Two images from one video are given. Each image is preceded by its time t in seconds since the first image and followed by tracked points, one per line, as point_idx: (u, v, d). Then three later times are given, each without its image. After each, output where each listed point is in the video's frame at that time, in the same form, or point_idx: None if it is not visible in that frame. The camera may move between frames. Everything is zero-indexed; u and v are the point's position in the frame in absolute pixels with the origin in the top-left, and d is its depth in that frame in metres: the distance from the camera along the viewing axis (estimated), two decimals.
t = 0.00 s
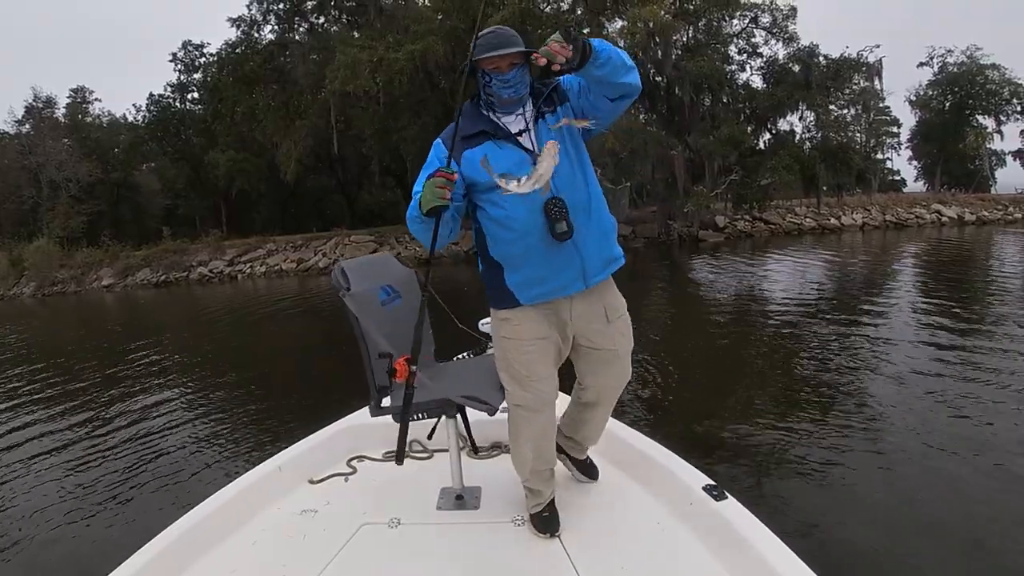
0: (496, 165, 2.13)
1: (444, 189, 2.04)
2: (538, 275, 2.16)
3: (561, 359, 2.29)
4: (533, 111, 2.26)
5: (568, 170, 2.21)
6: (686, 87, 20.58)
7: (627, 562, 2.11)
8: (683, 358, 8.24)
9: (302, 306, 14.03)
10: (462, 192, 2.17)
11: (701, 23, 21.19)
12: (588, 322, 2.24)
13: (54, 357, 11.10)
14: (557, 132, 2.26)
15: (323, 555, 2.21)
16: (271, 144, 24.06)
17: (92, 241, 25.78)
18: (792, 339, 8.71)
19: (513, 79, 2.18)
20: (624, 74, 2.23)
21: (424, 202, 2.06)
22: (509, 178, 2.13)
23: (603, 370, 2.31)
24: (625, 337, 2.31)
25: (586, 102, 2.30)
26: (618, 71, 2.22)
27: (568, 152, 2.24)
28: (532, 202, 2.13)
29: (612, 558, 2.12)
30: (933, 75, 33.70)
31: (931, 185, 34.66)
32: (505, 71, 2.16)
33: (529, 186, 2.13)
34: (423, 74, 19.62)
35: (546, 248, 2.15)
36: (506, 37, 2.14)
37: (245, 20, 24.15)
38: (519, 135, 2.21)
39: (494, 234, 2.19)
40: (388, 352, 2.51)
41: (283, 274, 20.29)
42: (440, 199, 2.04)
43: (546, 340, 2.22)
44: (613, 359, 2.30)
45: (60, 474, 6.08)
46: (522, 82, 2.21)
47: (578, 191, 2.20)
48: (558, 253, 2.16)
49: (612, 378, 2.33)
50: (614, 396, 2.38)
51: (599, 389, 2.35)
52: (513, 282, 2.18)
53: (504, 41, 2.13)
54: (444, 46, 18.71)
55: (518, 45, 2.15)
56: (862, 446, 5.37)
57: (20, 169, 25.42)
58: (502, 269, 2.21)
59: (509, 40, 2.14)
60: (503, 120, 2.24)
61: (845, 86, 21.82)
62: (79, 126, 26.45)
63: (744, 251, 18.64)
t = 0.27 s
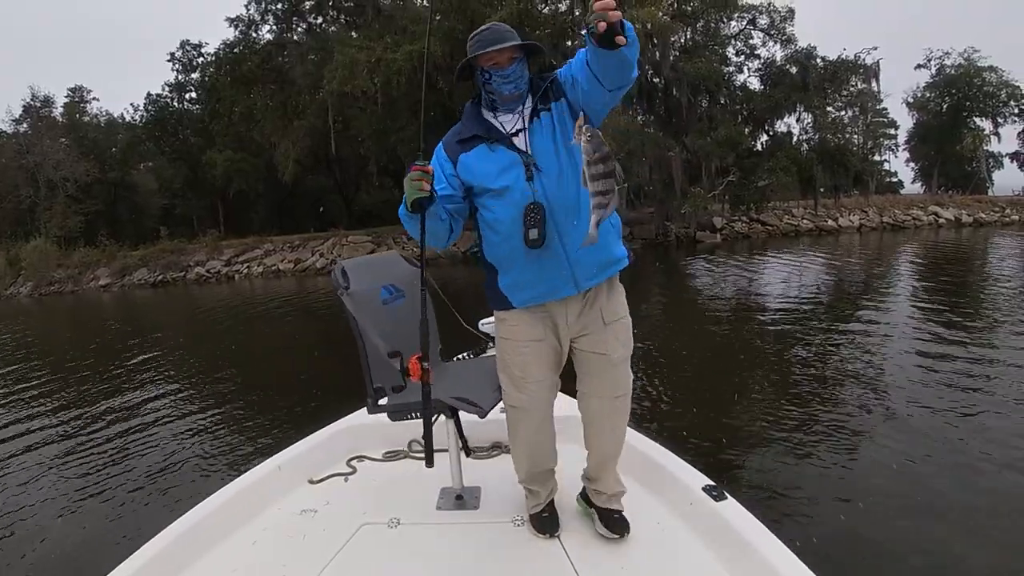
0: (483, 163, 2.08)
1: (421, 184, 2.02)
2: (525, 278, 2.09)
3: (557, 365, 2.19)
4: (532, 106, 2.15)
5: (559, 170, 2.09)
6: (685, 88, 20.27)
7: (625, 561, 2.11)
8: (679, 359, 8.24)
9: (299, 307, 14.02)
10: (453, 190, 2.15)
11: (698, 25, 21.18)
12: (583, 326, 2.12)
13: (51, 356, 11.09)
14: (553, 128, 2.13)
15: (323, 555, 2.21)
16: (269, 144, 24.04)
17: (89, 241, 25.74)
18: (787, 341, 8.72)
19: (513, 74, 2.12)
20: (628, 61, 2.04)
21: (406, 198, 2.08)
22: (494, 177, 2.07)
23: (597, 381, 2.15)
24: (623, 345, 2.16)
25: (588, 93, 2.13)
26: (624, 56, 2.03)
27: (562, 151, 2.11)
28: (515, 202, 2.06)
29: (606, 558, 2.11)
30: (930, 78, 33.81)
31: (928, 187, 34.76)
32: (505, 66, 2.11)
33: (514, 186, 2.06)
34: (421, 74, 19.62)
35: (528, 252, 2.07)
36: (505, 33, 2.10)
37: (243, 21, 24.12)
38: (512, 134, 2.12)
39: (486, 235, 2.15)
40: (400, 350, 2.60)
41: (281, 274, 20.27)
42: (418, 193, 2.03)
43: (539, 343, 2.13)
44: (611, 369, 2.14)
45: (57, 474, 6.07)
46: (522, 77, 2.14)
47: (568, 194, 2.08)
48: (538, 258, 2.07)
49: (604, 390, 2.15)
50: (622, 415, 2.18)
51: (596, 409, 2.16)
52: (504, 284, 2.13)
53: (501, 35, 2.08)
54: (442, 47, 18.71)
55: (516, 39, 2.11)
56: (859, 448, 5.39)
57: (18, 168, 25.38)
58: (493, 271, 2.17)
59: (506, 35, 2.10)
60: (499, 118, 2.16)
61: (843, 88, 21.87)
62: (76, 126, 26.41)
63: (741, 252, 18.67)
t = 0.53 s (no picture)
0: (491, 161, 2.09)
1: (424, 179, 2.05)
2: (524, 281, 2.07)
3: (558, 371, 2.15)
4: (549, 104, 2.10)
5: (565, 170, 2.02)
6: (681, 88, 19.77)
7: (624, 562, 2.10)
8: (677, 360, 8.23)
9: (296, 307, 13.99)
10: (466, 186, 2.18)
11: (696, 26, 21.09)
12: (585, 336, 2.07)
13: (48, 357, 11.06)
14: (567, 126, 2.05)
15: (322, 554, 2.21)
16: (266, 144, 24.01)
17: (86, 241, 25.69)
18: (786, 342, 8.74)
19: (533, 70, 2.11)
20: (649, 52, 1.90)
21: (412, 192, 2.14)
22: (499, 176, 2.07)
23: (599, 395, 2.08)
24: (626, 361, 2.08)
25: (607, 88, 2.01)
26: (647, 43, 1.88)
27: (573, 150, 2.03)
28: (517, 201, 2.05)
29: (602, 559, 2.11)
30: (928, 79, 33.87)
31: (925, 187, 34.87)
32: (525, 61, 2.09)
33: (518, 185, 2.05)
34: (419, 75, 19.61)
35: (527, 253, 2.06)
36: (525, 29, 2.09)
37: (240, 20, 24.06)
38: (525, 132, 2.10)
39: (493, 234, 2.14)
40: (417, 345, 2.66)
41: (278, 274, 20.25)
42: (423, 188, 2.08)
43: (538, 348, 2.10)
44: (613, 383, 2.07)
45: (54, 474, 6.06)
46: (543, 73, 2.13)
47: (571, 196, 2.01)
48: (535, 260, 2.04)
49: (602, 405, 2.09)
50: (625, 431, 2.11)
51: (598, 423, 2.10)
52: (506, 285, 2.13)
53: (519, 32, 2.08)
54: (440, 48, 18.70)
55: (537, 35, 2.09)
56: (857, 449, 5.39)
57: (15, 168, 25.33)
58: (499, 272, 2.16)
59: (526, 31, 2.09)
60: (517, 116, 2.15)
61: (840, 88, 21.91)
62: (74, 126, 26.36)
63: (739, 253, 18.69)
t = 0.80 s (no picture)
0: (508, 160, 2.09)
1: (437, 170, 2.03)
2: (533, 283, 2.05)
3: (565, 376, 2.13)
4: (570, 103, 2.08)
5: (581, 171, 1.99)
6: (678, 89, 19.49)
7: (622, 562, 2.10)
8: (675, 360, 8.23)
9: (293, 308, 13.96)
10: (483, 184, 2.19)
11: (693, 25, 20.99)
12: (593, 339, 2.05)
13: (46, 359, 11.05)
14: (587, 126, 2.04)
15: (318, 553, 2.21)
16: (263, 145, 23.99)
17: (84, 243, 25.66)
18: (784, 341, 8.74)
19: (555, 70, 2.10)
20: (676, 53, 1.86)
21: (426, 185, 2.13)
22: (515, 174, 2.06)
23: (606, 400, 2.07)
24: (635, 366, 2.05)
25: (634, 89, 2.00)
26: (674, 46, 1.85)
27: (592, 152, 2.01)
28: (530, 201, 2.03)
29: (599, 560, 2.10)
30: (925, 78, 33.95)
31: (923, 186, 34.91)
32: (547, 60, 2.08)
33: (533, 183, 2.03)
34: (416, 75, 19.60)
35: (538, 255, 2.04)
36: (549, 27, 2.08)
37: (237, 21, 24.02)
38: (543, 131, 2.09)
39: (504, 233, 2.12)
40: (419, 337, 2.66)
41: (276, 275, 20.23)
42: (435, 177, 2.04)
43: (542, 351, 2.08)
44: (620, 388, 2.05)
45: (52, 476, 6.05)
46: (565, 72, 2.12)
47: (586, 198, 1.98)
48: (547, 262, 2.02)
49: (610, 411, 2.08)
50: (630, 436, 2.09)
51: (608, 427, 2.08)
52: (516, 286, 2.11)
53: (542, 29, 2.06)
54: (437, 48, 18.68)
55: (560, 34, 2.08)
56: (855, 448, 5.38)
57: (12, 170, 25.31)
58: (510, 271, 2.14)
59: (549, 29, 2.07)
60: (538, 115, 2.15)
61: (837, 88, 21.93)
62: (71, 127, 26.33)
63: (736, 252, 18.70)
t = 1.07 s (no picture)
0: (510, 157, 2.09)
1: (438, 163, 2.05)
2: (529, 283, 2.06)
3: (563, 377, 2.12)
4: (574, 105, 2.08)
5: (580, 173, 1.99)
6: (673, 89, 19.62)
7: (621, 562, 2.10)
8: (673, 358, 8.23)
9: (291, 310, 13.95)
10: (486, 181, 2.20)
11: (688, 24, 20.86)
12: (589, 342, 2.04)
13: (44, 363, 11.03)
14: (589, 128, 2.03)
15: (318, 552, 2.21)
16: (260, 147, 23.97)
17: (81, 247, 25.63)
18: (783, 339, 8.74)
19: (561, 69, 2.08)
20: (677, 58, 1.87)
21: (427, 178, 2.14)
22: (515, 172, 2.07)
23: (603, 402, 2.07)
24: (633, 369, 2.04)
25: (639, 94, 1.99)
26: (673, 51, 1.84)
27: (592, 155, 2.00)
28: (529, 200, 2.03)
29: (598, 560, 2.11)
30: (920, 74, 34.02)
31: (920, 182, 35.00)
32: (553, 60, 2.07)
33: (532, 182, 2.03)
34: (412, 76, 19.61)
35: (535, 255, 2.04)
36: (557, 27, 2.06)
37: (232, 24, 23.99)
38: (546, 130, 2.09)
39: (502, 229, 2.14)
40: (417, 332, 2.67)
41: (273, 278, 20.21)
42: (436, 170, 2.05)
43: (538, 353, 2.07)
44: (617, 391, 2.04)
45: (51, 479, 6.06)
46: (572, 72, 2.10)
47: (583, 201, 1.98)
48: (542, 262, 2.02)
49: (608, 413, 2.07)
50: (628, 438, 2.09)
51: (605, 429, 2.08)
52: (513, 285, 2.12)
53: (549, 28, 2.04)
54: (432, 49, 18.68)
55: (568, 33, 2.06)
56: (853, 445, 5.39)
57: (9, 174, 25.27)
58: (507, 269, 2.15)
59: (557, 29, 2.06)
60: (543, 113, 2.14)
61: (832, 85, 21.97)
62: (67, 131, 26.30)
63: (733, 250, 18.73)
